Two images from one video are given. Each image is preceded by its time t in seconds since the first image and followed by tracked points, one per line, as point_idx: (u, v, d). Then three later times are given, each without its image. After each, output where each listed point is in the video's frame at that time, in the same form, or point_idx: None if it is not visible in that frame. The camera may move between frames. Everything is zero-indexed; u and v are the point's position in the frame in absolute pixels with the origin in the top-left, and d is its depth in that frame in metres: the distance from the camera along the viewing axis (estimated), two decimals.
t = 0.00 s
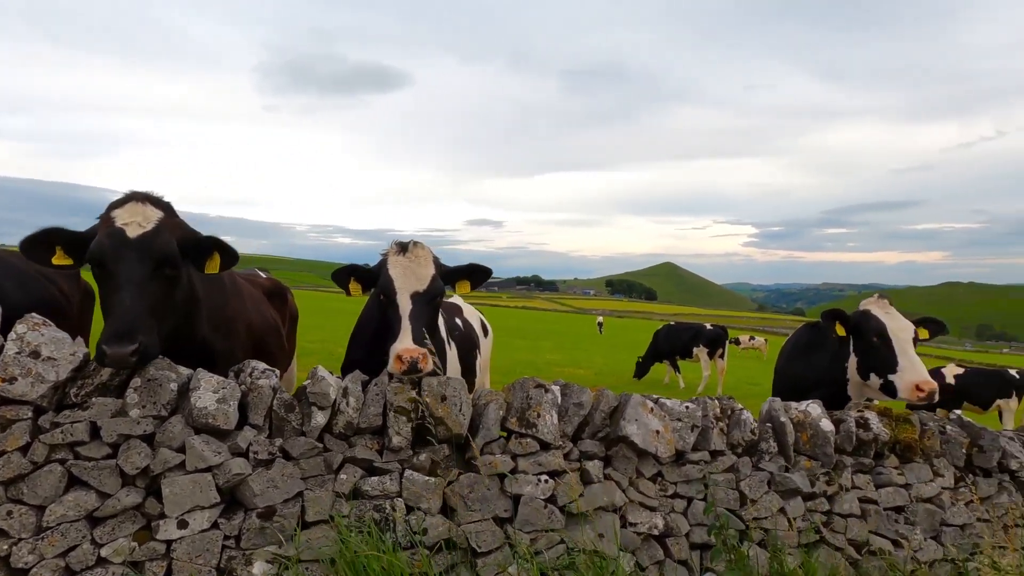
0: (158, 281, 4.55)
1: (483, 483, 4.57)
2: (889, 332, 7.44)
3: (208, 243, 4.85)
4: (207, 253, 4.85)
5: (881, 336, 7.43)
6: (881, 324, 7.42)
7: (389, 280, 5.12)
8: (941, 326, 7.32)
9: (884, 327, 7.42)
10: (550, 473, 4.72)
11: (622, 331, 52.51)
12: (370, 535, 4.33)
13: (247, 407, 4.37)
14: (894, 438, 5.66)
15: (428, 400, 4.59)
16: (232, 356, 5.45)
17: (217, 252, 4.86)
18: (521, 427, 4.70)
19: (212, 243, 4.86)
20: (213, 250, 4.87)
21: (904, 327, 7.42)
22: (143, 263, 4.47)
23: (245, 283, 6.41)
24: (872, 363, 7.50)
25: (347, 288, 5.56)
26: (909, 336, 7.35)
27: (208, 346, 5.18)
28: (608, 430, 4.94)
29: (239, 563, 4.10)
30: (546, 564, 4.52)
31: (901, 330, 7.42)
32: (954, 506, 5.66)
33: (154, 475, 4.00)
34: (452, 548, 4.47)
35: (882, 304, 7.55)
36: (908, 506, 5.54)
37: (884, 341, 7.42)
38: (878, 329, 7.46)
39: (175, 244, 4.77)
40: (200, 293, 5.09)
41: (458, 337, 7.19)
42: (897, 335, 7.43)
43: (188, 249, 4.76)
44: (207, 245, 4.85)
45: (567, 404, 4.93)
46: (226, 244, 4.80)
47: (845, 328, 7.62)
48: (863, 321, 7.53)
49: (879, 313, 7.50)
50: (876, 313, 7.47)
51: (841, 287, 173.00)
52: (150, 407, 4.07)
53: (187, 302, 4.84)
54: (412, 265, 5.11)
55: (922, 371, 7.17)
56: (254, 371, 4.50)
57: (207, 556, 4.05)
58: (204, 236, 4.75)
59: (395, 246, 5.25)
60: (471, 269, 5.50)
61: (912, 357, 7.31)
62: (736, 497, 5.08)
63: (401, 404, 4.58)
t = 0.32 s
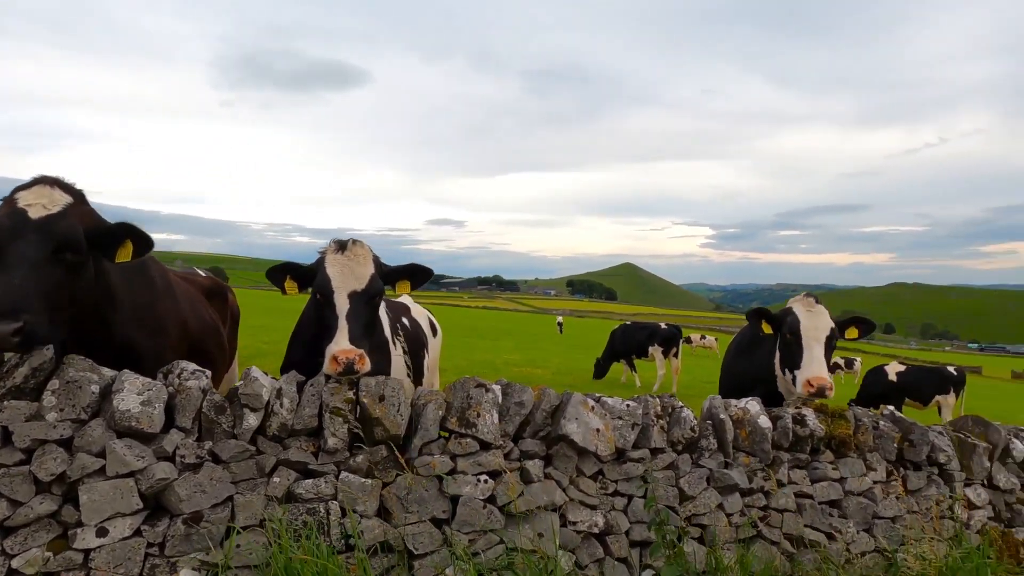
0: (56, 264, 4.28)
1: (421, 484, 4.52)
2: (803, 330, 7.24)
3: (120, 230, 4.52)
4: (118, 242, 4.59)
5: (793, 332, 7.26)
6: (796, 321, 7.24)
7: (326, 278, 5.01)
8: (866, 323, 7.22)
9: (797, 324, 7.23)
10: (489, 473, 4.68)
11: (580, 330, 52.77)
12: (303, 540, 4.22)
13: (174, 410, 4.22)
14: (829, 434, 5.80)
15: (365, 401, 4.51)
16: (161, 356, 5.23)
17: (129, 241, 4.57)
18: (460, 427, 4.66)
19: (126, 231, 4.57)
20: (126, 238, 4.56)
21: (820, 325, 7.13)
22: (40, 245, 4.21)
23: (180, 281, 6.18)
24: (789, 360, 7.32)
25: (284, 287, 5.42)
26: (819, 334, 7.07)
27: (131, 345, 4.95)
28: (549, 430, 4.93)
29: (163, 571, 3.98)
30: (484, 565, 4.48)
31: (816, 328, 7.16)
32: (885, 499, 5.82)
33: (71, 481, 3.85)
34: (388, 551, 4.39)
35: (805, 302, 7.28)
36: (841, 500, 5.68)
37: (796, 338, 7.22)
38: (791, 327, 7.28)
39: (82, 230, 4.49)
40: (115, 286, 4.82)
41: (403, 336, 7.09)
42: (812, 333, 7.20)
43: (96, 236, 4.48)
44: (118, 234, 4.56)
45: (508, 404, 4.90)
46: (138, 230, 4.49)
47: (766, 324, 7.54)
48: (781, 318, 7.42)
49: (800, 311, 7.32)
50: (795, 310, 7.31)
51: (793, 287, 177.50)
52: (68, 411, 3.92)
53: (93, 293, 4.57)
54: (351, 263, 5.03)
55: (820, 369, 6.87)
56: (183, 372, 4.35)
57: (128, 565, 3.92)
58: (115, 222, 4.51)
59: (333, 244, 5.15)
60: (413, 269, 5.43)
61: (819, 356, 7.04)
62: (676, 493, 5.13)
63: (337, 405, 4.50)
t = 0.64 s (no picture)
0: None
1: (376, 483, 4.44)
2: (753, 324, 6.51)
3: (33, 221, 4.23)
4: (34, 236, 4.27)
5: (742, 326, 6.55)
6: (746, 315, 6.54)
7: (281, 274, 4.92)
8: (819, 320, 6.80)
9: (748, 318, 6.52)
10: (447, 472, 4.61)
11: (556, 330, 52.78)
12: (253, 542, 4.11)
13: (119, 410, 4.10)
14: (790, 430, 5.83)
15: (319, 400, 4.43)
16: (110, 355, 5.05)
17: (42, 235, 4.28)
18: (417, 426, 4.60)
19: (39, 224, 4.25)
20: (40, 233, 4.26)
21: (770, 320, 6.41)
22: None
23: (132, 278, 5.99)
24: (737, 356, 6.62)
25: (236, 282, 5.28)
26: (767, 329, 6.36)
27: (75, 343, 4.76)
28: (509, 428, 4.88)
29: None
30: (439, 565, 4.41)
31: (766, 322, 6.44)
32: (844, 494, 5.88)
33: (7, 484, 3.72)
34: (341, 552, 4.31)
35: (759, 296, 6.64)
36: (801, 496, 5.71)
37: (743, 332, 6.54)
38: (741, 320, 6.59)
39: None
40: (47, 284, 4.64)
41: (366, 334, 6.98)
42: (761, 328, 6.47)
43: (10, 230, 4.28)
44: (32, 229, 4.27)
45: (467, 402, 4.85)
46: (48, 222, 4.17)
47: (719, 319, 6.91)
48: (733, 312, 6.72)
49: (753, 305, 6.61)
50: (748, 304, 6.62)
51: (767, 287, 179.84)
52: (6, 411, 3.80)
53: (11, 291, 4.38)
54: (306, 260, 4.96)
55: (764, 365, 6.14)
56: (129, 371, 4.23)
57: (67, 570, 3.80)
58: (28, 213, 4.21)
59: (291, 240, 5.07)
60: (372, 268, 5.35)
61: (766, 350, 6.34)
62: (636, 491, 5.11)
63: (290, 404, 4.42)
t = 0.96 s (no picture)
0: None
1: (339, 484, 4.39)
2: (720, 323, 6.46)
3: None
4: None
5: (710, 326, 6.50)
6: (714, 314, 6.49)
7: (243, 272, 4.94)
8: (787, 317, 6.76)
9: (715, 316, 6.47)
10: (412, 472, 4.56)
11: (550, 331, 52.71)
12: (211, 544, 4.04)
13: (75, 410, 4.05)
14: (763, 429, 5.80)
15: (280, 399, 4.38)
16: (67, 355, 4.99)
17: None
18: (382, 425, 4.55)
19: None
20: None
21: (736, 319, 6.35)
22: None
23: (99, 279, 5.95)
24: (706, 356, 6.55)
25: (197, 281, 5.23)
26: (733, 328, 6.30)
27: (25, 341, 4.71)
28: (477, 427, 4.83)
29: None
30: (402, 566, 4.35)
31: (733, 321, 6.37)
32: (818, 493, 5.85)
33: None
34: (303, 554, 4.25)
35: (727, 294, 6.59)
36: (774, 495, 5.69)
37: (711, 331, 6.48)
38: (709, 319, 6.53)
39: None
40: None
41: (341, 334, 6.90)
42: (728, 327, 6.41)
43: None
44: None
45: (434, 402, 4.80)
46: None
47: (688, 319, 6.89)
48: (701, 311, 6.68)
49: (720, 303, 6.55)
50: (715, 302, 6.56)
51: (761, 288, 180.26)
52: None
53: None
54: (270, 258, 4.99)
55: (730, 364, 6.09)
56: (86, 370, 4.18)
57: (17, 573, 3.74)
58: None
59: (253, 238, 5.08)
60: (336, 268, 5.35)
61: (733, 349, 6.27)
62: (605, 490, 5.08)
63: (251, 404, 4.36)
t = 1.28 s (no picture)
0: None
1: (305, 481, 4.34)
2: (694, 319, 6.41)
3: None
4: None
5: (684, 322, 6.46)
6: (687, 310, 6.45)
7: (209, 268, 4.97)
8: (762, 313, 6.72)
9: (689, 312, 6.42)
10: (379, 470, 4.51)
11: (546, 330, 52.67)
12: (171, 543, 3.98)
13: (36, 406, 4.01)
14: (740, 426, 5.76)
15: (245, 396, 4.33)
16: (29, 352, 4.96)
17: None
18: (350, 422, 4.51)
19: None
20: None
21: (710, 314, 6.30)
22: None
23: (66, 275, 5.93)
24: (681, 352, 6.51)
25: (163, 277, 5.21)
26: (707, 324, 6.25)
27: None
28: (447, 424, 4.79)
29: None
30: (368, 564, 4.31)
31: (707, 316, 6.32)
32: (795, 490, 5.83)
33: None
34: (266, 552, 4.21)
35: (701, 290, 6.53)
36: (749, 493, 5.65)
37: (685, 328, 6.44)
38: (683, 315, 6.50)
39: None
40: None
41: (319, 331, 6.85)
42: (703, 323, 6.36)
43: None
44: None
45: (404, 398, 4.76)
46: None
47: (663, 315, 6.84)
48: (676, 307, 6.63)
49: (693, 299, 6.51)
50: (688, 299, 6.53)
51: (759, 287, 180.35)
52: None
53: None
54: (237, 255, 5.04)
55: (704, 360, 6.04)
56: (48, 366, 4.15)
57: None
58: None
59: (220, 234, 5.13)
60: (305, 265, 5.40)
61: (707, 345, 6.23)
62: (577, 488, 5.03)
63: (216, 401, 4.31)
